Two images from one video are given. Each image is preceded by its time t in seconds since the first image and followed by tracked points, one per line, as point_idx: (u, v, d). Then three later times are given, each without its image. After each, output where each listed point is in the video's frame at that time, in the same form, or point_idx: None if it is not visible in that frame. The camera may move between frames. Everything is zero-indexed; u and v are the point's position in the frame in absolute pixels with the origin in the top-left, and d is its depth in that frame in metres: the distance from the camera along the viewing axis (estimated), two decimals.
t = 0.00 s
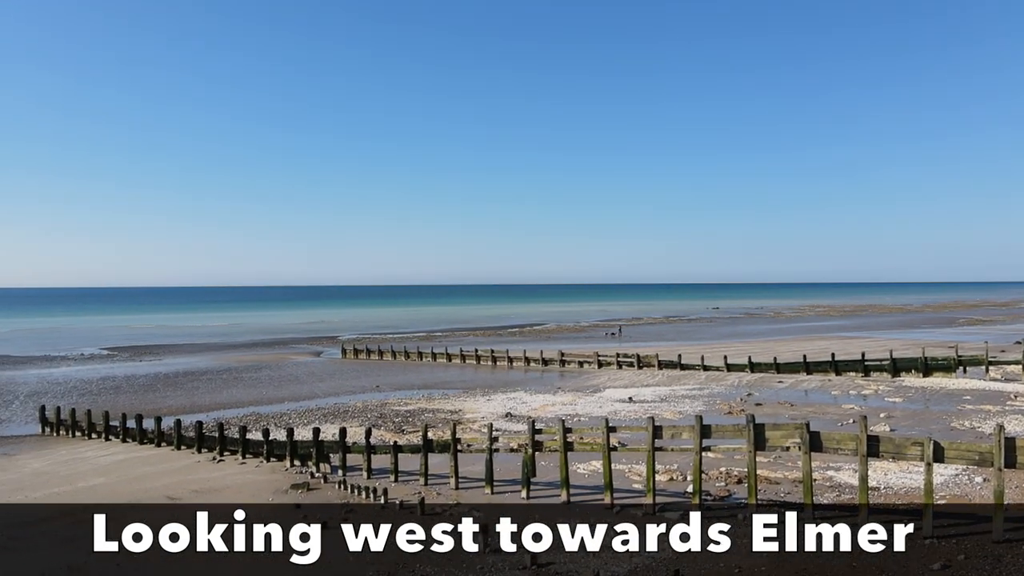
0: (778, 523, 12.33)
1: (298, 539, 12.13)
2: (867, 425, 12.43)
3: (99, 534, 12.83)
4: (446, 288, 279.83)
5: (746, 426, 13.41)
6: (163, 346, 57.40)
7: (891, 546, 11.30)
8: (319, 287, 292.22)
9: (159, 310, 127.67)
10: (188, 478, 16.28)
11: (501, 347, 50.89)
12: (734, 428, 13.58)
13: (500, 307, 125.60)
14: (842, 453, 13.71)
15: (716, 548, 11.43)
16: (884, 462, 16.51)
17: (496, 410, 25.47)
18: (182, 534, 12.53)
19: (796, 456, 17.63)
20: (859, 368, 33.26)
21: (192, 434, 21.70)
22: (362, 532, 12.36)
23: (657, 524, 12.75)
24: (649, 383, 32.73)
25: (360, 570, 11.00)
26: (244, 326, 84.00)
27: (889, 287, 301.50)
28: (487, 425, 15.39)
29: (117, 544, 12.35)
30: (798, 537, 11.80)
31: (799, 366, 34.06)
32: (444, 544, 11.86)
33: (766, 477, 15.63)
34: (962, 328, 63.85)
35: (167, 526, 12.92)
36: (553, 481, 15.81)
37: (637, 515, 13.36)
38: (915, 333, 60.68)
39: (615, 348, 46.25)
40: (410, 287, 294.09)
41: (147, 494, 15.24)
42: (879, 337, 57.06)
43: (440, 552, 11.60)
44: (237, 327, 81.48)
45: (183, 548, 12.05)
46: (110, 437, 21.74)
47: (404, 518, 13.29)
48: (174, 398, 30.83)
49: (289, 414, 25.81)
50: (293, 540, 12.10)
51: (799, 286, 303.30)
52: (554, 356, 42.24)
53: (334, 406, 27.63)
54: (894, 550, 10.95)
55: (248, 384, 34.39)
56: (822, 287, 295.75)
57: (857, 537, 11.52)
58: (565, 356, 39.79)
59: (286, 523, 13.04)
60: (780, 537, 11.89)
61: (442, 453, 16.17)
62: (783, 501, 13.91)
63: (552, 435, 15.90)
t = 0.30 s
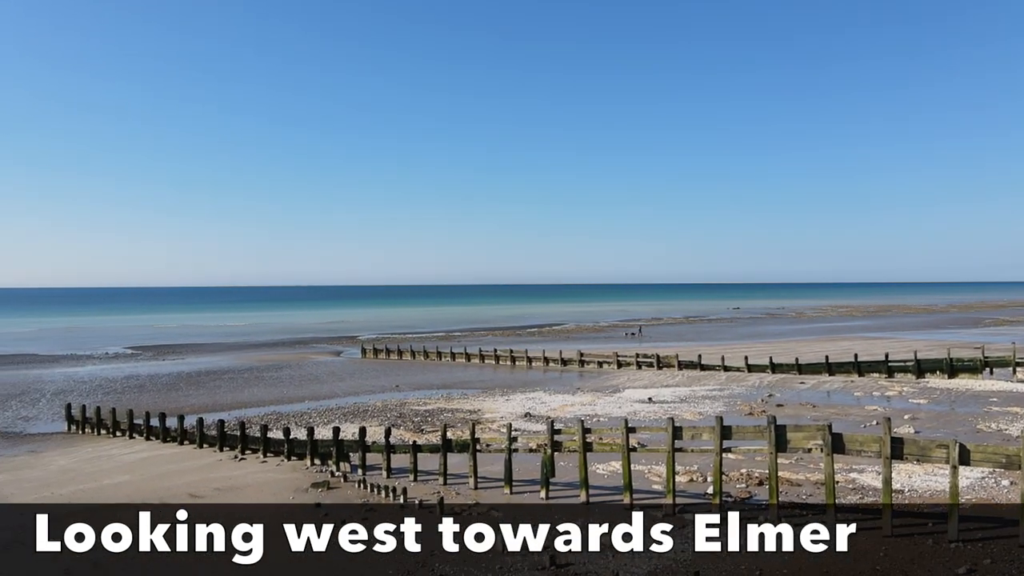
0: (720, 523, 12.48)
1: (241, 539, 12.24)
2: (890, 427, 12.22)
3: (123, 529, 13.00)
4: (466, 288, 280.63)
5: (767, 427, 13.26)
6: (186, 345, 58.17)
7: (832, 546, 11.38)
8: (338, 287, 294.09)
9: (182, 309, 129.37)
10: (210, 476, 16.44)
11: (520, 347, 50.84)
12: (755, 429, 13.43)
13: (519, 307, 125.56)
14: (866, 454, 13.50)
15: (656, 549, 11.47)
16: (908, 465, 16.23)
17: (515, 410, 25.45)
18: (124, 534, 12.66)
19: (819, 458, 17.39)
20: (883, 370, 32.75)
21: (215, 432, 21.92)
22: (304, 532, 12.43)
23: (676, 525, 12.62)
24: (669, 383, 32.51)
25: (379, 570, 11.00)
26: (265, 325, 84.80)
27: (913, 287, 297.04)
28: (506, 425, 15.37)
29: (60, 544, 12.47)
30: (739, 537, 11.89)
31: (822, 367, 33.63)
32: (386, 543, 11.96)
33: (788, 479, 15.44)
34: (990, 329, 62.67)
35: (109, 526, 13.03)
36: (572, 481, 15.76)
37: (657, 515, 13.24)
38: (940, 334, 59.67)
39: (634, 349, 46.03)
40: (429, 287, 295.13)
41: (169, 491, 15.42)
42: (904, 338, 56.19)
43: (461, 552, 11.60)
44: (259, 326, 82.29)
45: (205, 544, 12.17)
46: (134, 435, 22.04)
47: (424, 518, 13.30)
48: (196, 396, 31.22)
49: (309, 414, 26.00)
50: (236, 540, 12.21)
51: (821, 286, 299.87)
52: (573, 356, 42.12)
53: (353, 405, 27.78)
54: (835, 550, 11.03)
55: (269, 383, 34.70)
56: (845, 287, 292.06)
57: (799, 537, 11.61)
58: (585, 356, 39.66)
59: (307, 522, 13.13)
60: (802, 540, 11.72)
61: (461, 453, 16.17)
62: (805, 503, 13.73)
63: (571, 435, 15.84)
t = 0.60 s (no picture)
0: (662, 523, 12.63)
1: (185, 539, 12.32)
2: (915, 428, 11.99)
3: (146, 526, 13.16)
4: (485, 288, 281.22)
5: (788, 428, 13.09)
6: (208, 345, 58.87)
7: (774, 546, 11.49)
8: (358, 287, 296.65)
9: (204, 309, 130.96)
10: (232, 474, 16.61)
11: (539, 347, 50.73)
12: (776, 430, 13.27)
13: (538, 307, 125.45)
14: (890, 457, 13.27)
15: (599, 549, 11.50)
16: (933, 467, 15.93)
17: (534, 410, 25.40)
18: (66, 534, 12.70)
19: (841, 460, 17.15)
20: (908, 371, 32.19)
21: (237, 430, 22.14)
22: (246, 533, 12.53)
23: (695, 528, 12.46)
24: (689, 384, 32.28)
25: (398, 570, 11.01)
26: (286, 325, 85.51)
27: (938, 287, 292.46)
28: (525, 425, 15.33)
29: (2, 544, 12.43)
30: (682, 538, 12.01)
31: (845, 368, 33.16)
32: (328, 545, 11.96)
33: (810, 481, 15.24)
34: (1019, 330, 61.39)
35: (52, 526, 13.11)
36: (592, 482, 15.68)
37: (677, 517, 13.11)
38: (967, 334, 58.63)
39: (654, 349, 45.76)
40: (448, 287, 296.08)
41: (192, 488, 15.61)
42: (930, 338, 55.23)
43: (479, 552, 11.61)
44: (280, 326, 83.00)
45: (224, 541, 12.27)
46: (158, 433, 22.32)
47: (444, 517, 13.33)
48: (219, 395, 31.55)
49: (330, 413, 26.19)
50: (179, 541, 12.28)
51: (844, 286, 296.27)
52: (593, 356, 41.97)
53: (373, 405, 27.91)
54: (778, 549, 11.16)
55: (289, 383, 34.97)
56: (868, 287, 288.34)
57: (742, 537, 11.73)
58: (604, 356, 39.48)
59: (328, 521, 13.22)
60: (825, 544, 11.55)
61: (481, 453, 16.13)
62: (828, 505, 13.52)
63: (591, 435, 15.77)
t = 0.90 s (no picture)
0: (605, 523, 12.74)
1: (127, 541, 12.40)
2: (941, 431, 11.76)
3: (171, 523, 13.31)
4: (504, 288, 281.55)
5: (811, 429, 12.91)
6: (231, 344, 59.56)
7: (716, 546, 11.64)
8: (379, 287, 298.45)
9: (227, 309, 132.48)
10: (254, 473, 16.74)
11: (559, 347, 50.61)
12: (799, 432, 13.08)
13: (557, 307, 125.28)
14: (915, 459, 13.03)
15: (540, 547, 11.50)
16: (959, 470, 15.63)
17: (554, 410, 25.32)
18: (9, 536, 12.72)
19: (865, 463, 16.89)
20: (933, 372, 31.61)
21: (259, 429, 22.33)
22: (189, 532, 12.61)
23: (716, 530, 12.33)
24: (710, 384, 31.99)
25: (419, 570, 11.00)
26: (308, 325, 86.21)
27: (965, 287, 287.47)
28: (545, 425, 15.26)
29: None
30: (624, 538, 12.05)
31: (869, 369, 32.66)
32: (270, 544, 12.10)
33: (833, 483, 15.02)
34: None
35: None
36: (612, 483, 15.58)
37: (698, 519, 12.97)
38: (995, 334, 57.47)
39: (675, 350, 45.44)
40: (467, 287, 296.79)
41: (213, 487, 15.75)
42: (957, 339, 54.21)
43: (498, 552, 11.57)
44: (302, 325, 83.71)
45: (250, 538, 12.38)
46: (182, 431, 22.56)
47: (464, 517, 13.32)
48: (241, 394, 31.86)
49: (350, 412, 26.33)
50: (121, 542, 12.36)
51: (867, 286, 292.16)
52: (613, 356, 41.80)
53: (392, 404, 28.01)
54: (800, 554, 11.01)
55: (310, 382, 35.23)
56: (892, 287, 284.21)
57: (685, 537, 11.85)
58: (624, 356, 39.29)
59: (348, 520, 13.28)
60: (849, 547, 11.37)
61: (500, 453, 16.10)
62: (851, 508, 13.32)
63: (611, 435, 15.68)
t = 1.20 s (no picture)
0: (549, 524, 12.74)
1: (70, 541, 12.41)
2: (968, 433, 11.51)
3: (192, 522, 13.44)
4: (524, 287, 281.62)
5: (834, 431, 12.71)
6: (253, 343, 60.21)
7: (659, 546, 11.71)
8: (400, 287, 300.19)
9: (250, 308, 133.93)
10: (276, 471, 16.89)
11: (579, 347, 50.48)
12: (821, 433, 12.89)
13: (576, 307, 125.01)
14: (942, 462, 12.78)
15: (481, 548, 11.62)
16: (986, 474, 15.32)
17: (574, 410, 25.25)
18: None
19: (890, 465, 16.62)
20: (960, 373, 31.00)
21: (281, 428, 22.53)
22: (131, 533, 12.78)
23: (736, 532, 12.20)
24: (731, 385, 31.70)
25: (438, 569, 11.01)
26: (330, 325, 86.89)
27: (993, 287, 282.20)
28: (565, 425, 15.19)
29: None
30: (567, 537, 12.12)
31: (893, 370, 32.14)
32: (212, 544, 12.21)
33: (857, 486, 14.79)
34: None
35: None
36: (632, 483, 15.48)
37: (718, 520, 12.85)
38: None
39: (695, 350, 45.12)
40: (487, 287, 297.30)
41: (234, 485, 15.90)
42: (986, 339, 53.14)
43: (517, 552, 11.56)
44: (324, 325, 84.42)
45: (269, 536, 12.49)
46: (205, 429, 22.83)
47: (484, 517, 13.31)
48: (263, 393, 32.20)
49: (370, 411, 26.46)
50: (63, 541, 12.38)
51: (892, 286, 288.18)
52: (633, 357, 41.59)
53: (411, 404, 28.11)
54: (822, 558, 10.88)
55: (331, 381, 35.50)
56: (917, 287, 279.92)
57: (628, 538, 11.92)
58: (644, 356, 39.08)
59: (368, 519, 13.35)
60: (874, 550, 11.19)
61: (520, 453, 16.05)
62: (875, 511, 13.09)
63: (631, 436, 15.57)
